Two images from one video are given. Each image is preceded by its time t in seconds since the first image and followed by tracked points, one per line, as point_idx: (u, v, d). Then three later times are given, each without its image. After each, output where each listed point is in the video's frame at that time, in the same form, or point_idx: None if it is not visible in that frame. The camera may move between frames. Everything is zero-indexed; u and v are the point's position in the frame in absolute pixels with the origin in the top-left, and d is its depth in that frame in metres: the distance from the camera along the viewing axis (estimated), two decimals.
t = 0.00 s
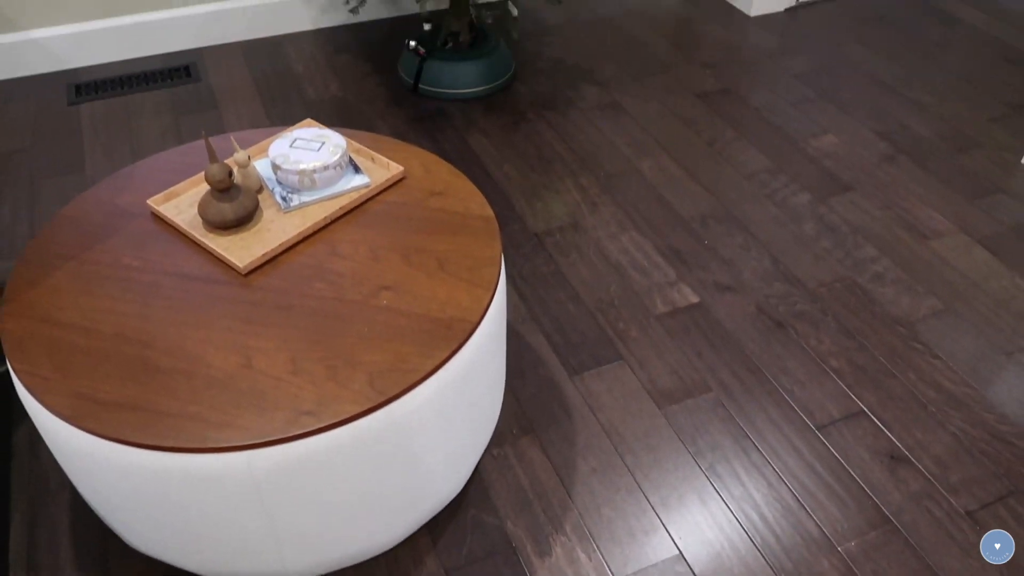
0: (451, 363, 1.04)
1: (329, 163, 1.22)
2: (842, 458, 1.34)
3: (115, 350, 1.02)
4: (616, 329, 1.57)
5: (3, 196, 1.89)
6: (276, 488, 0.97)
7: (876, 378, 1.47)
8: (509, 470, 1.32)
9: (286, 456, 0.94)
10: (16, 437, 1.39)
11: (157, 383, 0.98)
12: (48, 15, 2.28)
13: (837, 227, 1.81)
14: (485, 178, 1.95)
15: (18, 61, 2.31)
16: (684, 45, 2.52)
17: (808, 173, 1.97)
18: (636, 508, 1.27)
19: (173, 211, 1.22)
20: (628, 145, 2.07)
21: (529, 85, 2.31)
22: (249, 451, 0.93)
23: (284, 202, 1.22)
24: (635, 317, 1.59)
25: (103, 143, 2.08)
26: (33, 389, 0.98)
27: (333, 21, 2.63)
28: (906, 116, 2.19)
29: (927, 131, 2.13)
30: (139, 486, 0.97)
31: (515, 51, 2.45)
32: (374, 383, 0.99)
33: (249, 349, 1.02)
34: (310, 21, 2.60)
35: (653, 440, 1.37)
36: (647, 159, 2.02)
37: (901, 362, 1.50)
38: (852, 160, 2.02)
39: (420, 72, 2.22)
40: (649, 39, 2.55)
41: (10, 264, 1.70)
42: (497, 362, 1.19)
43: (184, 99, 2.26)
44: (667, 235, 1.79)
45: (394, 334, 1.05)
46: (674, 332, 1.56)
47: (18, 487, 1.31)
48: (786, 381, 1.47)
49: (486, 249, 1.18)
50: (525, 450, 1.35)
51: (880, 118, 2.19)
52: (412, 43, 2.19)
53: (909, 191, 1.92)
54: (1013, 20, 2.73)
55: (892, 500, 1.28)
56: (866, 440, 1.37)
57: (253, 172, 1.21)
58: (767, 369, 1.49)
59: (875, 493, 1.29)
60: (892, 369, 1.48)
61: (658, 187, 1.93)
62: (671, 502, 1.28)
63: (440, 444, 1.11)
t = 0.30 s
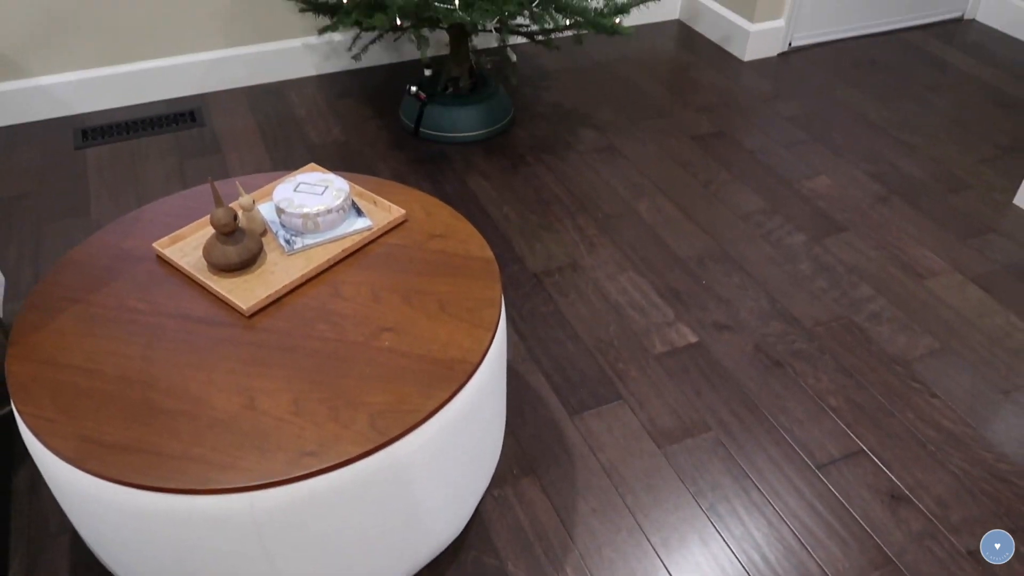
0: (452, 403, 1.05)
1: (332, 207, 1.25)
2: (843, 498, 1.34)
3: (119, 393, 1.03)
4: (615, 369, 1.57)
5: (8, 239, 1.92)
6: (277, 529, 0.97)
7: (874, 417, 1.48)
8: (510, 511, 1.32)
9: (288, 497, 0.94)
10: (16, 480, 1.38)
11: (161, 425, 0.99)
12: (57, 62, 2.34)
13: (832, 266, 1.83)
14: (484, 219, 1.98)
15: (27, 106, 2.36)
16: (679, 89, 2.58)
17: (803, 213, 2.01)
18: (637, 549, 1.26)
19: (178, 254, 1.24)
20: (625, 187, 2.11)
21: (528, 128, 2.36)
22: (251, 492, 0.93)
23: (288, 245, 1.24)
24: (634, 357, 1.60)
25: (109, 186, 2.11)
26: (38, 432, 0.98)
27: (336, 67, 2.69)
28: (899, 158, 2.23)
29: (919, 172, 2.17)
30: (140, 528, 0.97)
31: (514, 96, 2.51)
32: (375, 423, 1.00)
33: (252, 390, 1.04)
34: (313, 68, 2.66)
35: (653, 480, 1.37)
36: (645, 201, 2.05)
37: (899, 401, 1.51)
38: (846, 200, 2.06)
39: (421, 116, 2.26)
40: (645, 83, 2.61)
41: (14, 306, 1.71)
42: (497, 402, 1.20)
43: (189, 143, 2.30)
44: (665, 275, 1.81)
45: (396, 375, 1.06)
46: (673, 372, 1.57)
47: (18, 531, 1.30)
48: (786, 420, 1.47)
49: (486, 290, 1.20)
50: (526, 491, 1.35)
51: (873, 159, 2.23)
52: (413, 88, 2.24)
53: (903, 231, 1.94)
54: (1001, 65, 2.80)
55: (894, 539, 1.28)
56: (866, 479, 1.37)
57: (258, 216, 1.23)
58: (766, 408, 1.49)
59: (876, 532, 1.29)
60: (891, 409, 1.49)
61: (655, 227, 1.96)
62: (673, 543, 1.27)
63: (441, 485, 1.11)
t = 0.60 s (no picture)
0: (459, 446, 1.05)
1: (338, 251, 1.26)
2: (852, 539, 1.33)
3: (126, 439, 1.03)
4: (620, 410, 1.58)
5: (17, 284, 1.94)
6: None
7: (881, 456, 1.47)
8: (516, 555, 1.31)
9: (295, 544, 0.94)
10: (20, 527, 1.38)
11: (168, 471, 0.99)
12: (68, 109, 2.39)
13: (835, 305, 1.84)
14: (488, 260, 2.00)
15: (38, 153, 2.40)
16: (678, 131, 2.62)
17: (804, 252, 2.02)
18: None
19: (186, 299, 1.26)
20: (627, 227, 2.13)
21: (530, 170, 2.39)
22: (259, 539, 0.93)
23: (295, 289, 1.26)
24: (638, 398, 1.60)
25: (117, 231, 2.14)
26: (45, 479, 0.99)
27: (341, 112, 2.75)
28: (897, 196, 2.26)
29: (918, 210, 2.19)
30: None
31: (516, 138, 2.55)
32: (383, 468, 1.00)
33: (259, 436, 1.04)
34: (319, 113, 2.71)
35: (660, 523, 1.36)
36: (646, 241, 2.07)
37: (906, 440, 1.50)
38: (846, 239, 2.07)
39: (424, 159, 2.30)
40: (645, 125, 2.65)
41: (22, 351, 1.72)
42: (503, 444, 1.20)
43: (196, 188, 2.33)
44: (668, 315, 1.82)
45: (402, 419, 1.06)
46: (678, 412, 1.57)
47: None
48: (792, 460, 1.47)
49: (491, 333, 1.21)
50: (532, 534, 1.34)
51: (872, 198, 2.25)
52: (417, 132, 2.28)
53: (904, 269, 1.96)
54: (995, 103, 2.84)
55: None
56: (875, 520, 1.36)
57: (266, 261, 1.25)
58: (773, 448, 1.49)
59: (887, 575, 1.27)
60: (897, 448, 1.49)
61: (657, 267, 1.97)
62: None
63: (447, 529, 1.11)
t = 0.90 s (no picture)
0: (459, 500, 1.05)
1: (340, 304, 1.28)
2: None
3: (126, 496, 1.03)
4: (621, 460, 1.57)
5: (20, 336, 1.95)
6: None
7: (885, 507, 1.46)
8: None
9: None
10: None
11: (168, 528, 0.99)
12: (76, 163, 2.43)
13: (835, 353, 1.85)
14: (488, 310, 2.01)
15: (44, 205, 2.43)
16: (676, 180, 2.66)
17: (803, 300, 2.03)
18: None
19: (189, 353, 1.26)
20: (626, 276, 2.14)
21: (530, 220, 2.42)
22: None
23: (296, 342, 1.27)
24: (640, 448, 1.60)
25: (121, 283, 2.16)
26: (43, 537, 0.98)
27: (344, 163, 2.79)
28: (894, 244, 2.28)
29: (916, 258, 2.21)
30: None
31: (516, 188, 2.59)
32: (383, 524, 0.99)
33: (259, 492, 1.04)
34: (322, 164, 2.76)
35: None
36: (646, 289, 2.09)
37: (910, 490, 1.49)
38: (844, 287, 2.09)
39: (426, 209, 2.33)
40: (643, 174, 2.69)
41: (23, 404, 1.72)
42: (504, 498, 1.19)
43: (200, 239, 2.36)
44: (668, 364, 1.82)
45: (403, 473, 1.06)
46: (680, 463, 1.56)
47: None
48: (795, 511, 1.45)
49: (491, 386, 1.21)
50: None
51: (869, 246, 2.27)
52: (418, 184, 2.32)
53: (903, 317, 1.97)
54: (988, 151, 2.89)
55: None
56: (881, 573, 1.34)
57: (268, 314, 1.26)
58: (776, 499, 1.48)
59: None
60: (901, 498, 1.47)
61: (657, 316, 1.98)
62: None
63: None
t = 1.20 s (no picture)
0: (456, 550, 1.03)
1: (336, 351, 1.28)
2: None
3: (118, 548, 1.02)
4: (619, 506, 1.55)
5: (13, 383, 1.93)
6: None
7: (886, 553, 1.44)
8: None
9: None
10: None
11: None
12: (73, 209, 2.44)
13: (831, 395, 1.85)
14: (484, 354, 2.01)
15: (40, 251, 2.44)
16: (670, 223, 2.68)
17: (798, 342, 2.04)
18: None
19: (183, 401, 1.26)
20: (622, 319, 2.15)
21: (526, 263, 2.43)
22: None
23: (292, 390, 1.26)
24: (638, 493, 1.58)
25: (116, 328, 2.15)
26: None
27: (340, 208, 2.81)
28: (887, 285, 2.29)
29: (909, 299, 2.23)
30: None
31: (511, 232, 2.60)
32: None
33: (253, 543, 1.02)
34: (318, 208, 2.78)
35: None
36: (641, 332, 2.09)
37: (910, 535, 1.48)
38: (839, 329, 2.09)
39: (422, 253, 2.34)
40: (637, 217, 2.71)
41: (14, 453, 1.71)
42: (501, 548, 1.18)
43: (195, 284, 2.36)
44: (665, 408, 1.82)
45: (398, 523, 1.05)
46: (678, 508, 1.55)
47: None
48: (795, 557, 1.44)
49: (487, 433, 1.21)
50: None
51: (863, 287, 2.29)
52: (414, 228, 2.33)
53: (898, 359, 1.97)
54: (977, 193, 2.93)
55: None
56: None
57: (263, 362, 1.26)
58: (775, 545, 1.46)
59: None
60: (902, 543, 1.46)
61: (653, 359, 1.98)
62: None
63: None
